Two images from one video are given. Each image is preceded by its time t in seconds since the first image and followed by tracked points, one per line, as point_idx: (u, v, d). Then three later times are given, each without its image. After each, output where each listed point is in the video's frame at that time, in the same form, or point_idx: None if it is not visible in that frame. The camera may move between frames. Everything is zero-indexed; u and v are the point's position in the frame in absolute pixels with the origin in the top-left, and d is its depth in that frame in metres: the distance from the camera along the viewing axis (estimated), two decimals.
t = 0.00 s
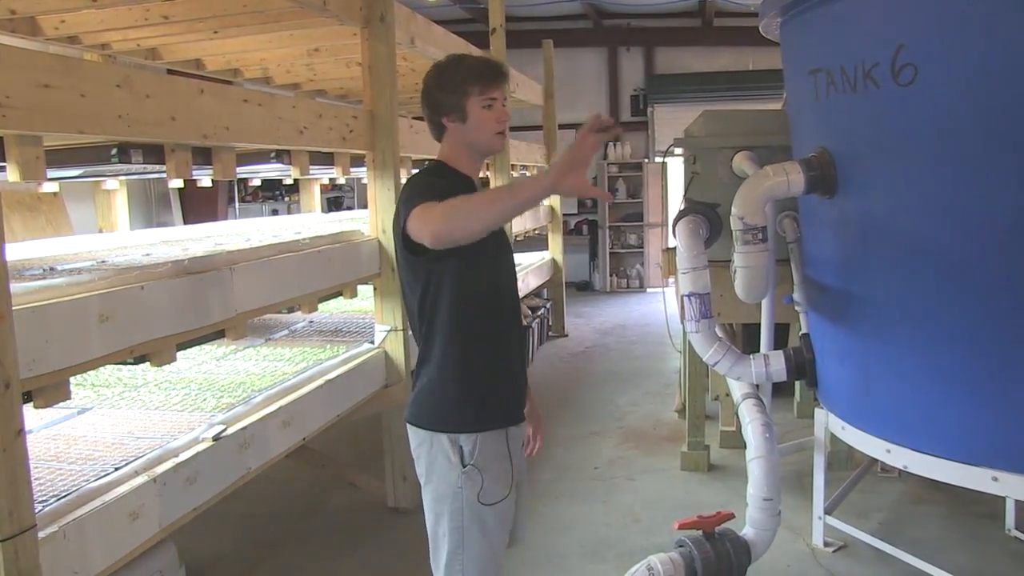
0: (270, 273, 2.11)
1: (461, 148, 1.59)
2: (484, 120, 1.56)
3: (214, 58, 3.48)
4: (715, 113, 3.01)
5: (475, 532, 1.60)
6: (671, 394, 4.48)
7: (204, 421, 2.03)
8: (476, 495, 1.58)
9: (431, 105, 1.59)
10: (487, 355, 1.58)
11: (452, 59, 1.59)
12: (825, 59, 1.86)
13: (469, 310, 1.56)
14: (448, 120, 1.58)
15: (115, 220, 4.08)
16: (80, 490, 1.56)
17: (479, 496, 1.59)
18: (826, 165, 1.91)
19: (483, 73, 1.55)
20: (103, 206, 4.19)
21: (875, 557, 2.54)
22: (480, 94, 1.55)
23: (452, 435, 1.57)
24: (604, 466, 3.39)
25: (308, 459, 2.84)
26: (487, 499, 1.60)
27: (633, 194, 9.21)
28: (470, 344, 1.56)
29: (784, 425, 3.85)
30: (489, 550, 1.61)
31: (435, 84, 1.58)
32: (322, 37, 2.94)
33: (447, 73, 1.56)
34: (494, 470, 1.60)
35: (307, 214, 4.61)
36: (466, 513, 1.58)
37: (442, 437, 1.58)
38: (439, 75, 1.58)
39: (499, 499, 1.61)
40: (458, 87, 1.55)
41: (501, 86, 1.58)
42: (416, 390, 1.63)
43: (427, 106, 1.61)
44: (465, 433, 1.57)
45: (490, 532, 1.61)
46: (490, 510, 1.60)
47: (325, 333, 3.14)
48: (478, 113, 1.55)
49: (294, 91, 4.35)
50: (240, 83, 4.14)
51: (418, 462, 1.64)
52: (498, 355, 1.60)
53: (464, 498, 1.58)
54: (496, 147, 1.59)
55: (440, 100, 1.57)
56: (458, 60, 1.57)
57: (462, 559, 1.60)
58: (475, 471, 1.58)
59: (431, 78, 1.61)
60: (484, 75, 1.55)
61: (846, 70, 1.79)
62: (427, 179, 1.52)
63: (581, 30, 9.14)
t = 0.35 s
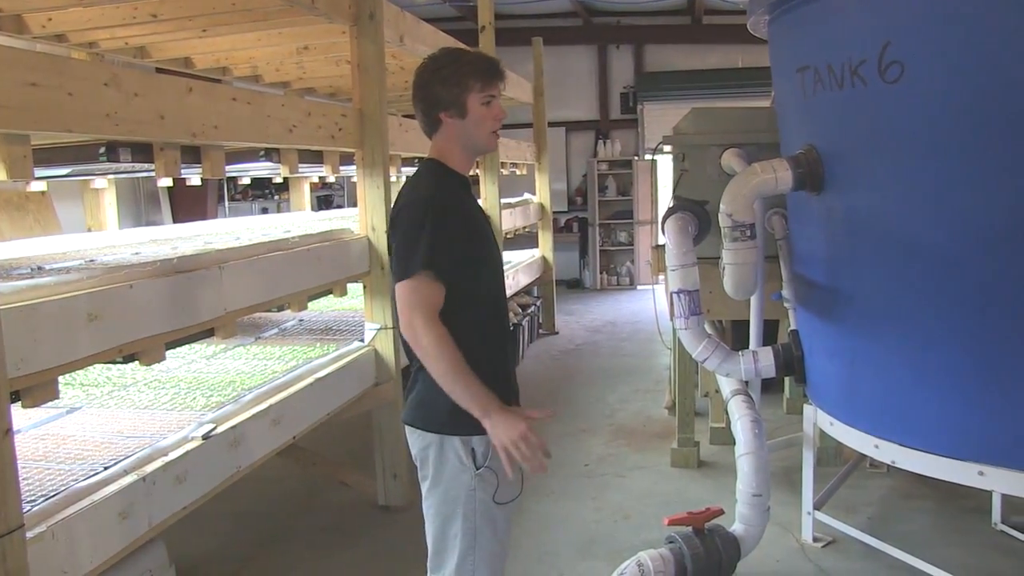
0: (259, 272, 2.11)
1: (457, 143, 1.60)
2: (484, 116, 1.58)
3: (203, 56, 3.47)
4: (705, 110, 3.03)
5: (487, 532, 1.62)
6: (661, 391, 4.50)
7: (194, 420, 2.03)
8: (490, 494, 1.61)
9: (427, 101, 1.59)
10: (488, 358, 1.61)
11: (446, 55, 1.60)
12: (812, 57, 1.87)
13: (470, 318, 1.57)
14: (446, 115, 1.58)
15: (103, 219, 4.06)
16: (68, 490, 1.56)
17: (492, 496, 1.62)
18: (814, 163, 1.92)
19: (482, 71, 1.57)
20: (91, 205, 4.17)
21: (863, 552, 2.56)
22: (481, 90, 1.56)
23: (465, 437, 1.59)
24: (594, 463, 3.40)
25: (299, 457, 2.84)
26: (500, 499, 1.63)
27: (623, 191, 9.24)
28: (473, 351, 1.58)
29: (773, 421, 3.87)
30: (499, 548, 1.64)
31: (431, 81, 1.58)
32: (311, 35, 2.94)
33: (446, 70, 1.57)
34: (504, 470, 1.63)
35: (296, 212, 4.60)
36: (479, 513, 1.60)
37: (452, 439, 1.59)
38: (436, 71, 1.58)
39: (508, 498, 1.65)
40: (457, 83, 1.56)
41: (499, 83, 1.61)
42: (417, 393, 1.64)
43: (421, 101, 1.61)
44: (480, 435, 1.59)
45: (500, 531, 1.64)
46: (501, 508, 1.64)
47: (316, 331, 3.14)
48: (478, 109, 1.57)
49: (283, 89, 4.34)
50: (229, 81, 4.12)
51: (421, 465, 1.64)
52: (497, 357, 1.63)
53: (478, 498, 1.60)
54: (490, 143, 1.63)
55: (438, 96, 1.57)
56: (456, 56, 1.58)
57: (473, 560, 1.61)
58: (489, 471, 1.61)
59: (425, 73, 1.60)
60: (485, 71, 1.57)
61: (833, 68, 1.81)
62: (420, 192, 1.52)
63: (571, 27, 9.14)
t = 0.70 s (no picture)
0: (246, 273, 2.10)
1: (419, 145, 1.56)
2: (443, 116, 1.51)
3: (189, 56, 3.45)
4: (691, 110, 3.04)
5: (438, 537, 1.58)
6: (648, 390, 4.52)
7: (181, 420, 2.02)
8: (440, 499, 1.57)
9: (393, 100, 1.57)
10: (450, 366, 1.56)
11: (412, 51, 1.56)
12: (798, 57, 1.89)
13: (425, 323, 1.54)
14: (408, 116, 1.55)
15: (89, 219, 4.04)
16: (54, 491, 1.55)
17: (442, 500, 1.57)
18: (799, 163, 1.94)
19: (440, 67, 1.51)
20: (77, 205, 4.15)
21: (849, 550, 2.59)
22: (439, 89, 1.51)
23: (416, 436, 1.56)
24: (582, 462, 3.41)
25: (286, 458, 2.83)
26: (452, 505, 1.58)
27: (611, 191, 9.26)
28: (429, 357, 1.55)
29: (760, 420, 3.90)
30: (453, 554, 1.59)
31: (396, 80, 1.56)
32: (299, 35, 2.93)
33: (407, 68, 1.53)
34: (460, 475, 1.58)
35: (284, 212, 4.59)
36: (429, 515, 1.57)
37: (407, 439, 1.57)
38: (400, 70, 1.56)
39: (465, 504, 1.59)
40: (415, 82, 1.52)
41: (465, 79, 1.53)
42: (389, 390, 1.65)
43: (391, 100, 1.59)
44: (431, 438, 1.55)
45: (453, 537, 1.59)
46: (454, 514, 1.58)
47: (303, 331, 3.13)
48: (435, 109, 1.51)
49: (270, 89, 4.33)
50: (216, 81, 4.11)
51: (390, 460, 1.64)
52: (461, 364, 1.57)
53: (427, 499, 1.56)
54: (461, 144, 1.54)
55: (399, 95, 1.54)
56: (418, 52, 1.54)
57: (423, 562, 1.58)
58: (440, 475, 1.56)
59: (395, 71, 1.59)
60: (442, 67, 1.51)
61: (819, 68, 1.82)
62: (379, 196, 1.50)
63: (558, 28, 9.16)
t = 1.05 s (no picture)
0: (235, 275, 2.10)
1: (392, 149, 1.60)
2: (413, 128, 1.53)
3: (179, 58, 3.44)
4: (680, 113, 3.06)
5: (428, 545, 1.59)
6: (637, 393, 4.54)
7: (170, 423, 2.02)
8: (427, 508, 1.58)
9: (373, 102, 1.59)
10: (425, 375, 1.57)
11: (399, 58, 1.57)
12: (786, 61, 1.91)
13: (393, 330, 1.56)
14: (383, 120, 1.57)
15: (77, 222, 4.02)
16: (41, 495, 1.55)
17: (430, 510, 1.58)
18: (787, 166, 1.95)
19: (421, 80, 1.51)
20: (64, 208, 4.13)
21: (837, 552, 2.61)
22: (415, 101, 1.52)
23: (402, 446, 1.57)
24: (572, 465, 3.42)
25: (276, 462, 2.83)
26: (439, 515, 1.58)
27: (600, 194, 9.29)
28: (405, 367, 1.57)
29: (749, 423, 3.92)
30: (442, 564, 1.60)
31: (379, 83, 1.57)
32: (288, 38, 2.93)
33: (388, 75, 1.54)
34: (447, 484, 1.58)
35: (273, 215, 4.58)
36: (417, 526, 1.58)
37: (393, 450, 1.58)
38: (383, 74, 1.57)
39: (454, 513, 1.60)
40: (393, 90, 1.53)
41: (442, 96, 1.53)
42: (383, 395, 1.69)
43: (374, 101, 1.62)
44: (414, 448, 1.56)
45: (442, 548, 1.59)
46: (443, 525, 1.59)
47: (292, 335, 3.12)
48: (408, 120, 1.53)
49: (260, 92, 4.32)
50: (205, 84, 4.10)
51: (377, 469, 1.64)
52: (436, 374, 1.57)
53: (415, 510, 1.58)
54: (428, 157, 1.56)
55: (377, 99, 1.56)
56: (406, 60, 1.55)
57: (413, 572, 1.59)
58: (426, 485, 1.57)
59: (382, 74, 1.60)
60: (421, 82, 1.51)
61: (807, 72, 1.84)
62: (344, 208, 1.53)
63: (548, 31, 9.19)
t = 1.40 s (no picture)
0: (230, 278, 2.10)
1: (401, 152, 1.60)
2: (429, 129, 1.55)
3: (174, 61, 3.44)
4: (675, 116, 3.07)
5: (422, 548, 1.59)
6: (633, 395, 4.54)
7: (165, 426, 2.02)
8: (421, 511, 1.58)
9: (385, 104, 1.59)
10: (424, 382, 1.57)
11: (412, 61, 1.58)
12: (781, 64, 1.91)
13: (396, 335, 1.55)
14: (395, 121, 1.58)
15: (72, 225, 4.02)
16: (36, 498, 1.54)
17: (424, 514, 1.58)
18: (782, 168, 1.96)
19: (437, 82, 1.54)
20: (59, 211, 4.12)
21: (833, 554, 2.61)
22: (431, 101, 1.53)
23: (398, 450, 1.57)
24: (567, 468, 3.42)
25: (271, 465, 2.83)
26: (435, 518, 1.58)
27: (596, 196, 9.30)
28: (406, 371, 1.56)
29: (744, 425, 3.93)
30: (437, 567, 1.60)
31: (392, 86, 1.57)
32: (283, 40, 2.93)
33: (403, 77, 1.55)
34: (441, 487, 1.58)
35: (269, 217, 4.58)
36: (412, 530, 1.58)
37: (391, 454, 1.58)
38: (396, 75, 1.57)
39: (448, 516, 1.60)
40: (410, 90, 1.53)
41: (457, 95, 1.56)
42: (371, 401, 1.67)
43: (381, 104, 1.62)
44: (413, 452, 1.56)
45: (437, 551, 1.59)
46: (437, 529, 1.59)
47: (287, 337, 3.12)
48: (424, 121, 1.55)
49: (255, 95, 4.31)
50: (201, 87, 4.10)
51: (371, 472, 1.65)
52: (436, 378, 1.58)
53: (409, 514, 1.58)
54: (442, 157, 1.58)
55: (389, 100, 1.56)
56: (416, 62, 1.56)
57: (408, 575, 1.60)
58: (420, 488, 1.57)
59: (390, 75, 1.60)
60: (436, 82, 1.53)
61: (801, 75, 1.85)
62: (354, 209, 1.49)
63: (543, 34, 9.20)
